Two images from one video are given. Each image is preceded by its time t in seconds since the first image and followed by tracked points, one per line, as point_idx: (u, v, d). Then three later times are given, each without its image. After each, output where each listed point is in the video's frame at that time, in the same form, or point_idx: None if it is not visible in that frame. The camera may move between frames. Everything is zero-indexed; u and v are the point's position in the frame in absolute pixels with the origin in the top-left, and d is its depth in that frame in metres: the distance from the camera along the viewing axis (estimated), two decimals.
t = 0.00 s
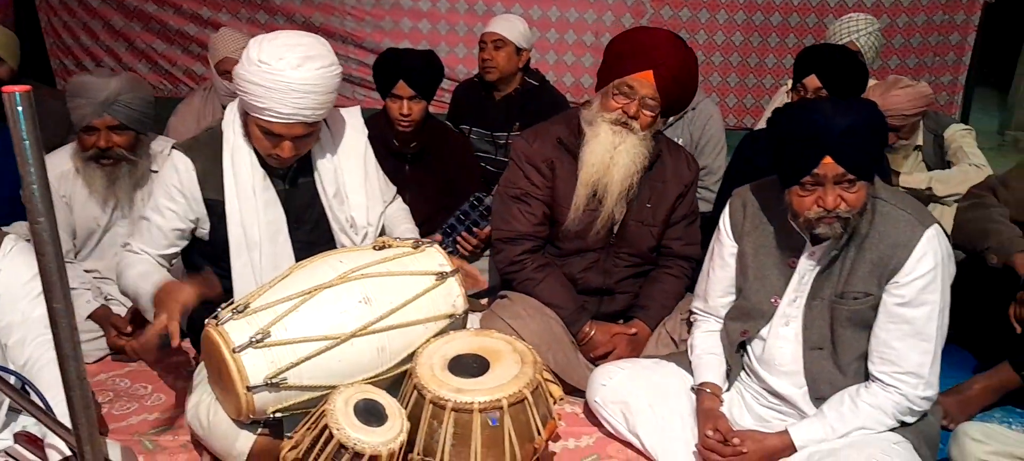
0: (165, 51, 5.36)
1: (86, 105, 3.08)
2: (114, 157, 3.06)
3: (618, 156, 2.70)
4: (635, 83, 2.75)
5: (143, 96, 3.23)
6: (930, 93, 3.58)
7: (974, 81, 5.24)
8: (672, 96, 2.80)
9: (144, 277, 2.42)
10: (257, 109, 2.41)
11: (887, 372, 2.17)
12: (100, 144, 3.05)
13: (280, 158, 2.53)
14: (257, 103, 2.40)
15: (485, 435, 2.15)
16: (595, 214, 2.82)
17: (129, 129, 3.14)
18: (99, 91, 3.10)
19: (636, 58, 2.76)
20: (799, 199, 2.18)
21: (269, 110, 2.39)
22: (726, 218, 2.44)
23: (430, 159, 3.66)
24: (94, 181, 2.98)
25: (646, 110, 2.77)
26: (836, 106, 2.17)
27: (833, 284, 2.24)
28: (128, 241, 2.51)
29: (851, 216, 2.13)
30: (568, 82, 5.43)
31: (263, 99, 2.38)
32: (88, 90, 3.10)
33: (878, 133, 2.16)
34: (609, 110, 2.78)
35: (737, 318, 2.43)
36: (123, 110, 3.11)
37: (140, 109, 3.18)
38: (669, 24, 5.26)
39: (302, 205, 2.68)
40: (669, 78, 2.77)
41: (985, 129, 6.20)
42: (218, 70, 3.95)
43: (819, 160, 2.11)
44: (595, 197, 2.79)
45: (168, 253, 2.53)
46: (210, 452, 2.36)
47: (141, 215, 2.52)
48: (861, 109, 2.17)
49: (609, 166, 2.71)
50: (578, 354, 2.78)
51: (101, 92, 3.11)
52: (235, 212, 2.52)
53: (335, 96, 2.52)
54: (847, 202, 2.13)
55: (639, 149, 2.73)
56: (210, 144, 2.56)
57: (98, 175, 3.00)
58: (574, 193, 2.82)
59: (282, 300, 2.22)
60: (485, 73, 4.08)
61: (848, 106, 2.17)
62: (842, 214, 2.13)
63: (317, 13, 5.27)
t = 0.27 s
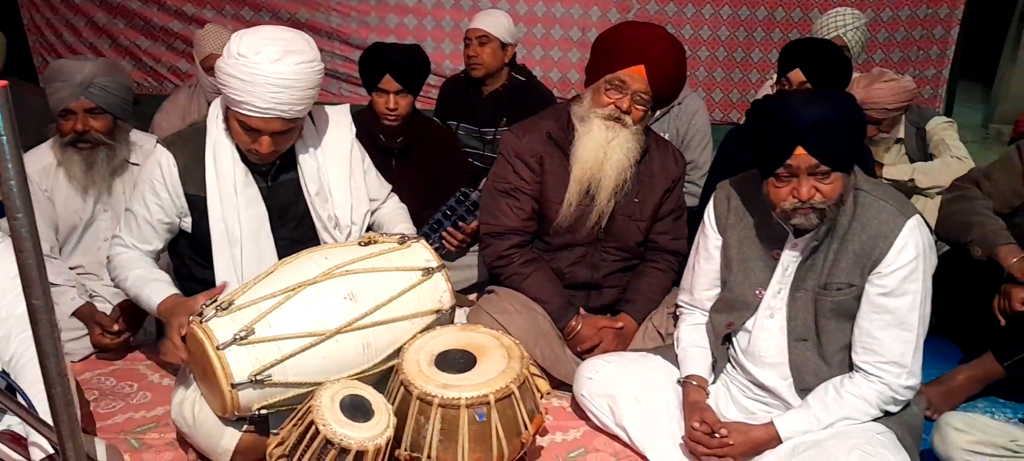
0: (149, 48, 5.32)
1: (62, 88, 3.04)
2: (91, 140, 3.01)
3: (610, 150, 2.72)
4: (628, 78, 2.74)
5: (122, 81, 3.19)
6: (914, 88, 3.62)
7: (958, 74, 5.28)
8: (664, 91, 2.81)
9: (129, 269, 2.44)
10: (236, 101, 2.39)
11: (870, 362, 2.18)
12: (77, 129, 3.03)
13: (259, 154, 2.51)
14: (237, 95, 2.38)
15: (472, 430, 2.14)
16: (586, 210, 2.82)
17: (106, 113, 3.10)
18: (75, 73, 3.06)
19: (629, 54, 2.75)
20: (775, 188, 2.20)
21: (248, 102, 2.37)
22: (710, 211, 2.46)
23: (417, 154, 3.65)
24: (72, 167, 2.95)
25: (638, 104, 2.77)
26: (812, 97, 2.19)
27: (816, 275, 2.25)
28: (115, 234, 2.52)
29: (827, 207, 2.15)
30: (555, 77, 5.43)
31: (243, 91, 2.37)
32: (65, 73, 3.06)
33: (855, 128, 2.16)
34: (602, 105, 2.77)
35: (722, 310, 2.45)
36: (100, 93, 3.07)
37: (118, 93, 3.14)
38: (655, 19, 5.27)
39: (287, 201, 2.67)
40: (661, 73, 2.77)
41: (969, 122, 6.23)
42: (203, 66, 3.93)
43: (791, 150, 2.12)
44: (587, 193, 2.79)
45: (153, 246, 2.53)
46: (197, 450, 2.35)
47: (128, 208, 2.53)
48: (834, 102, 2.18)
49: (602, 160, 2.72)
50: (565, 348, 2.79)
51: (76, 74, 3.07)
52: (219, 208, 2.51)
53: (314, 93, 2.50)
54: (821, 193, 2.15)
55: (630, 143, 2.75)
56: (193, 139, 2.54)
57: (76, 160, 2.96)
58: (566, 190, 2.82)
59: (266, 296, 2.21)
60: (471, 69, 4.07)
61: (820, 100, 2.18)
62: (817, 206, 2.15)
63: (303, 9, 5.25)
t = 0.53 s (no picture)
0: (137, 48, 5.31)
1: (42, 78, 3.06)
2: (70, 130, 2.97)
3: (596, 143, 2.74)
4: (603, 71, 2.80)
5: (102, 73, 3.17)
6: (898, 86, 3.64)
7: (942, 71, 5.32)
8: (639, 80, 2.87)
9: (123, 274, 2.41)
10: (224, 97, 2.40)
11: (852, 354, 2.21)
12: (54, 119, 2.99)
13: (249, 150, 2.52)
14: (224, 91, 2.39)
15: (460, 425, 2.16)
16: (575, 206, 2.84)
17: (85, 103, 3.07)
18: (53, 64, 3.08)
19: (602, 46, 2.81)
20: (751, 183, 2.23)
21: (235, 97, 2.39)
22: (694, 207, 2.50)
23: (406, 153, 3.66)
24: (49, 156, 2.92)
25: (615, 95, 2.83)
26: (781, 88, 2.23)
27: (798, 268, 2.28)
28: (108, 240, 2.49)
29: (800, 200, 2.18)
30: (543, 76, 5.45)
31: (230, 87, 2.38)
32: (44, 65, 3.09)
33: (828, 121, 2.18)
34: (581, 101, 2.82)
35: (707, 305, 2.47)
36: (78, 83, 3.05)
37: (97, 85, 3.11)
38: (642, 17, 5.29)
39: (276, 199, 2.68)
40: (635, 62, 2.83)
41: (954, 119, 6.28)
42: (192, 66, 3.93)
43: (761, 144, 2.16)
44: (576, 189, 2.81)
45: (147, 249, 2.52)
46: (187, 449, 2.36)
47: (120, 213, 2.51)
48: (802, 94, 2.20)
49: (588, 154, 2.74)
50: (553, 345, 2.80)
51: (54, 65, 3.09)
52: (208, 208, 2.52)
53: (302, 89, 2.52)
54: (794, 187, 2.18)
55: (615, 135, 2.78)
56: (181, 139, 2.54)
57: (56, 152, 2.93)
58: (554, 188, 2.84)
59: (255, 295, 2.22)
60: (459, 69, 4.09)
61: (788, 94, 2.20)
62: (790, 199, 2.18)
63: (291, 9, 5.25)
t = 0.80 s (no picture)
0: (120, 49, 5.27)
1: (19, 76, 3.03)
2: (48, 128, 2.98)
3: (572, 139, 2.76)
4: (571, 65, 2.82)
5: (82, 71, 3.15)
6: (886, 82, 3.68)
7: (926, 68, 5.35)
8: (609, 67, 2.88)
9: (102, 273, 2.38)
10: (215, 102, 2.39)
11: (838, 350, 2.21)
12: (33, 116, 2.99)
13: (239, 152, 2.50)
14: (215, 96, 2.38)
15: (447, 425, 2.15)
16: (558, 204, 2.84)
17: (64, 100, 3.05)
18: (30, 61, 3.05)
19: (564, 42, 2.82)
20: (735, 181, 2.24)
21: (228, 101, 2.37)
22: (680, 205, 2.50)
23: (392, 152, 3.64)
24: (29, 154, 2.90)
25: (586, 88, 2.84)
26: (761, 84, 2.24)
27: (784, 264, 2.28)
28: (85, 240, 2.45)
29: (783, 198, 2.19)
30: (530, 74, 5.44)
31: (220, 91, 2.37)
32: (21, 62, 3.06)
33: (807, 116, 2.17)
34: (552, 99, 2.85)
35: (694, 302, 2.48)
36: (56, 79, 3.04)
37: (75, 81, 3.10)
38: (628, 16, 5.29)
39: (260, 200, 2.66)
40: (601, 51, 2.84)
41: (939, 116, 6.32)
42: (176, 67, 3.91)
43: (743, 143, 2.16)
44: (559, 186, 2.81)
45: (128, 251, 2.49)
46: (172, 452, 2.34)
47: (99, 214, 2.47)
48: (784, 91, 2.21)
49: (566, 150, 2.76)
50: (540, 344, 2.80)
51: (32, 63, 3.06)
52: (192, 209, 2.50)
53: (291, 90, 2.51)
54: (777, 184, 2.19)
55: (591, 128, 2.79)
56: (164, 141, 2.52)
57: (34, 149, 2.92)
58: (536, 186, 2.83)
59: (240, 297, 2.21)
60: (445, 69, 4.08)
61: (773, 91, 2.20)
62: (773, 197, 2.19)
63: (276, 9, 5.23)
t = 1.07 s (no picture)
0: (108, 51, 5.25)
1: (8, 79, 2.96)
2: (37, 132, 2.97)
3: (547, 137, 2.78)
4: (540, 65, 2.83)
5: (71, 74, 3.10)
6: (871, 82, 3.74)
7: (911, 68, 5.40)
8: (580, 63, 2.88)
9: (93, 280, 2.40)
10: (224, 111, 2.41)
11: (824, 349, 2.23)
12: (22, 120, 2.98)
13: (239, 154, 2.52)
14: (223, 106, 2.40)
15: (435, 425, 2.15)
16: (538, 203, 2.86)
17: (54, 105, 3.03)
18: (19, 64, 2.98)
19: (531, 43, 2.84)
20: (725, 182, 2.26)
21: (239, 107, 2.41)
22: (669, 204, 2.51)
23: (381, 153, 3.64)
24: (17, 158, 2.91)
25: (557, 87, 2.85)
26: (751, 87, 2.25)
27: (773, 263, 2.30)
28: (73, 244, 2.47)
29: (773, 200, 2.21)
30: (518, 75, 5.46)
31: (229, 99, 2.39)
32: (10, 65, 3.00)
33: (797, 118, 2.19)
34: (524, 99, 2.86)
35: (682, 301, 2.49)
36: (47, 84, 3.00)
37: (65, 85, 3.06)
38: (616, 17, 5.31)
39: (248, 201, 2.66)
40: (570, 48, 2.84)
41: (924, 116, 6.38)
42: (164, 68, 3.90)
43: (735, 145, 2.17)
44: (537, 185, 2.83)
45: (114, 253, 2.50)
46: (159, 453, 2.34)
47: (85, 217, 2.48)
48: (771, 93, 2.22)
49: (541, 148, 2.77)
50: (529, 343, 2.81)
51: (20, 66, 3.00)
52: (178, 211, 2.50)
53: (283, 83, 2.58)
54: (767, 186, 2.20)
55: (565, 126, 2.80)
56: (151, 143, 2.52)
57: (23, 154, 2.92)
58: (516, 186, 2.85)
59: (226, 298, 2.21)
60: (433, 71, 4.09)
61: (761, 93, 2.22)
62: (763, 199, 2.20)
63: (265, 10, 5.23)
